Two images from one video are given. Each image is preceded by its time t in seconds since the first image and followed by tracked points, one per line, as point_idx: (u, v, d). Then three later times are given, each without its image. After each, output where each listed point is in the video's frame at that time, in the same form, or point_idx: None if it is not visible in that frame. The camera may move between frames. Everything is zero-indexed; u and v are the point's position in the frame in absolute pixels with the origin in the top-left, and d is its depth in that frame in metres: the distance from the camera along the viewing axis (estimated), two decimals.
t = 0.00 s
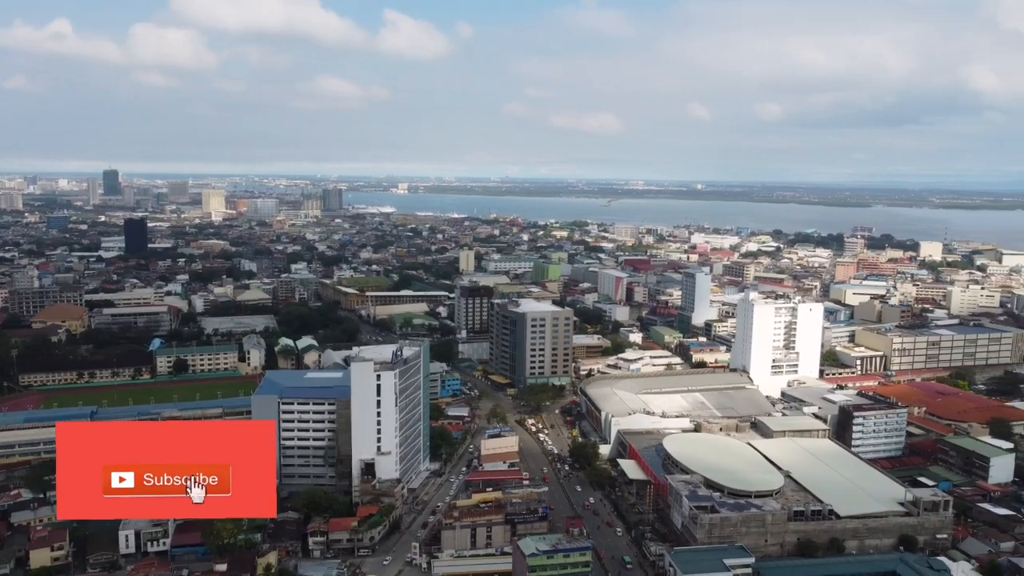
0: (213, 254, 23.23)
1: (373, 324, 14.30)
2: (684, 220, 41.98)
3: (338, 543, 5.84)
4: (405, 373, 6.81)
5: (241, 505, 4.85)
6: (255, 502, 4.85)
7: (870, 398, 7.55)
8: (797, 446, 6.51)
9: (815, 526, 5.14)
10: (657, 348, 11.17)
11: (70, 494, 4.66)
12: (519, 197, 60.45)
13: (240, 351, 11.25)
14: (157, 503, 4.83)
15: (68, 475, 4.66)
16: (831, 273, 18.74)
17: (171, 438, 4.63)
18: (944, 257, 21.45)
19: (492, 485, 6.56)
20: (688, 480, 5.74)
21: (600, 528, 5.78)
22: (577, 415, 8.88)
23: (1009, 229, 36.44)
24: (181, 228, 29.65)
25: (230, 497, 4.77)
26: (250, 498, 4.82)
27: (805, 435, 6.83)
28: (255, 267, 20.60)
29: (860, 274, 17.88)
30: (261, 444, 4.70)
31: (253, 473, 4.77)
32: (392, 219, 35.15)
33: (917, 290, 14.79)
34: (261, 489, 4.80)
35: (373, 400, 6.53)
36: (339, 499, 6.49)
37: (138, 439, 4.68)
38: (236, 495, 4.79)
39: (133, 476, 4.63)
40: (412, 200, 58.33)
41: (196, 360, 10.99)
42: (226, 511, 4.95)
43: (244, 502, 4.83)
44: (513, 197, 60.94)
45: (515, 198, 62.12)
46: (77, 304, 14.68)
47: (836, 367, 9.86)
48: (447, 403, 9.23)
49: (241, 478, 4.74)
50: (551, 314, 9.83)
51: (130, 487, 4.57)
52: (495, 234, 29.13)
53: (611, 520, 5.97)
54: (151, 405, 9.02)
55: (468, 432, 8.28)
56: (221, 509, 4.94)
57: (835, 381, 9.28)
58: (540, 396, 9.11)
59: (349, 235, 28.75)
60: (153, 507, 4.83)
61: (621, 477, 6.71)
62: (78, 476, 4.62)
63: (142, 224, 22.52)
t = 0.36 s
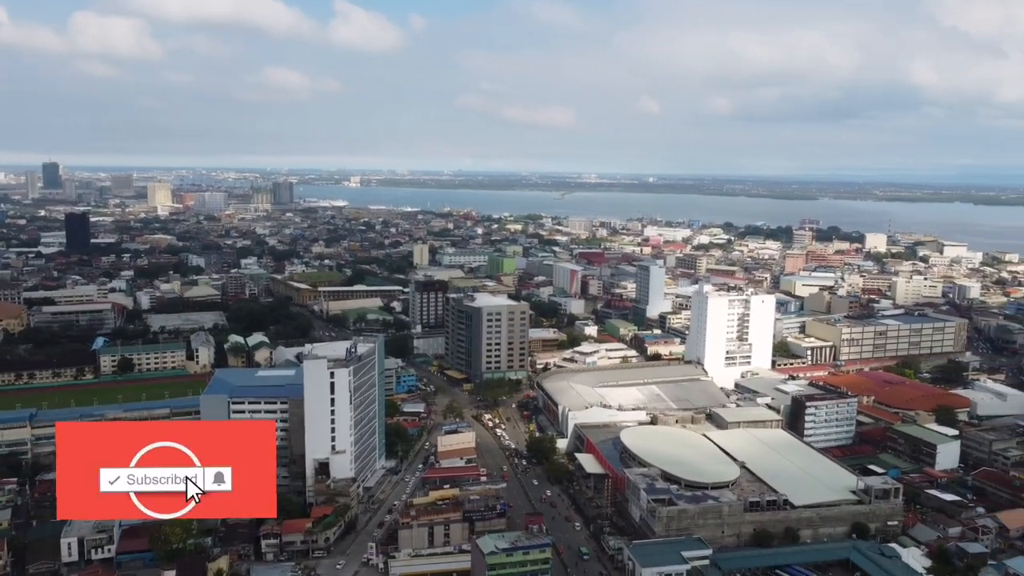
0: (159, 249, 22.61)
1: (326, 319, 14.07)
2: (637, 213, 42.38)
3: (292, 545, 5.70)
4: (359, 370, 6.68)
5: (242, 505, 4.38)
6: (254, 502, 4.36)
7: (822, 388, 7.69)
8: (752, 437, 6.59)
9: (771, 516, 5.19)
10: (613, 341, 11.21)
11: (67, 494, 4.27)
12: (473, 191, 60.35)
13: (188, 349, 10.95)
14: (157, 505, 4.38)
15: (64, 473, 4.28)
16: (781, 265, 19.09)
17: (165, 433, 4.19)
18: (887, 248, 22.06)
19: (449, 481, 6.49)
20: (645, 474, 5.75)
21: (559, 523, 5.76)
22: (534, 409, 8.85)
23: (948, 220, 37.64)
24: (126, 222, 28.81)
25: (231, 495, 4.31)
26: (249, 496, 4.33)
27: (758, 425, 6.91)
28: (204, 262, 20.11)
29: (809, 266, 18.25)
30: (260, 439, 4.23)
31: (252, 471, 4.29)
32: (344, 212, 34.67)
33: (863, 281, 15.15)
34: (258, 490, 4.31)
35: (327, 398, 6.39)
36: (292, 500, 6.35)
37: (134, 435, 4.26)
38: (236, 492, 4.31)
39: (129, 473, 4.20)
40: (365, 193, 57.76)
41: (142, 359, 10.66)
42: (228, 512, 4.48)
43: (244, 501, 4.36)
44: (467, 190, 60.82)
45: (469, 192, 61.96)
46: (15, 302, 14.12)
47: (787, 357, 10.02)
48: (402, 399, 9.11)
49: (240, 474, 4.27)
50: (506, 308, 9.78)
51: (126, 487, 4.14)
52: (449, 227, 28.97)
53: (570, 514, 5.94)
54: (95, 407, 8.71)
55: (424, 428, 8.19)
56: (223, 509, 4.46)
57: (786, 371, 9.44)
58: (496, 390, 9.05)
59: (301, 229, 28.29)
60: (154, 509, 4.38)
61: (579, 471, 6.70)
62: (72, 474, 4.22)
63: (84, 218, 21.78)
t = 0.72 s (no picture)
0: (107, 244, 21.97)
1: (282, 315, 13.82)
2: (595, 206, 42.57)
3: (249, 548, 5.57)
4: (317, 368, 6.56)
5: (244, 505, 4.01)
6: (259, 503, 3.99)
7: (779, 379, 7.79)
8: (711, 429, 6.64)
9: (732, 508, 5.23)
10: (573, 335, 11.23)
11: (66, 492, 3.90)
12: (431, 185, 59.99)
13: (139, 348, 10.66)
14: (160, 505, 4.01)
15: (62, 473, 3.90)
16: (737, 257, 19.33)
17: (168, 430, 3.82)
18: (839, 240, 22.51)
19: (410, 479, 6.41)
20: (608, 468, 5.75)
21: (521, 520, 5.72)
22: (495, 404, 8.81)
23: (895, 213, 38.59)
24: (72, 217, 27.92)
25: (232, 496, 3.94)
26: (252, 497, 3.95)
27: (718, 417, 6.98)
28: (155, 258, 19.59)
29: (765, 258, 18.53)
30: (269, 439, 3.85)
31: (259, 471, 3.90)
32: (299, 206, 34.10)
33: (817, 273, 15.42)
34: (263, 490, 3.93)
35: (283, 397, 6.26)
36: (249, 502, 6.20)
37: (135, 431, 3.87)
38: (239, 492, 3.93)
39: (129, 472, 3.81)
40: (320, 186, 56.96)
41: (90, 359, 10.34)
42: (229, 511, 4.12)
43: (248, 502, 3.99)
44: (425, 185, 60.44)
45: (427, 185, 61.54)
46: None
47: (744, 349, 10.15)
48: (361, 395, 8.99)
49: (246, 474, 3.88)
50: (466, 302, 9.71)
51: (126, 487, 3.77)
52: (407, 221, 28.74)
53: (532, 510, 5.91)
54: (40, 408, 8.42)
55: (383, 425, 8.09)
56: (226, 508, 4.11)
57: (744, 363, 9.56)
58: (457, 385, 8.99)
59: (255, 223, 27.76)
60: (154, 508, 4.01)
61: (540, 466, 6.68)
62: (69, 472, 3.84)
63: (28, 212, 21.02)
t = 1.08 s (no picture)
0: (48, 239, 21.21)
1: (233, 311, 13.52)
2: (549, 198, 42.64)
3: (200, 552, 5.41)
4: (269, 366, 6.41)
5: (247, 506, 3.84)
6: (259, 504, 3.83)
7: (733, 370, 7.89)
8: (668, 420, 6.69)
9: (690, 499, 5.26)
10: (530, 328, 11.21)
11: (64, 491, 3.76)
12: (384, 178, 59.37)
13: (83, 346, 10.31)
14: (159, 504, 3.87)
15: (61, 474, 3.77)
16: (690, 248, 19.55)
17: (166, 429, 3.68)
18: (789, 232, 22.94)
19: (366, 476, 6.30)
20: (567, 461, 5.73)
21: (481, 516, 5.68)
22: (452, 398, 8.75)
23: (842, 204, 39.49)
24: (10, 211, 26.89)
25: (234, 497, 3.77)
26: (251, 500, 3.79)
27: (674, 409, 7.03)
28: (98, 253, 18.97)
29: (718, 250, 18.76)
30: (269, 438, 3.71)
31: (261, 470, 3.75)
32: (250, 199, 33.43)
33: (768, 264, 15.68)
34: (264, 489, 3.78)
35: (235, 396, 6.09)
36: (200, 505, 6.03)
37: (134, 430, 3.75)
38: (239, 493, 3.77)
39: (128, 471, 3.68)
40: (271, 179, 55.91)
41: (31, 358, 9.96)
42: (231, 513, 3.94)
43: (249, 502, 3.82)
44: (379, 178, 59.80)
45: (380, 177, 60.89)
46: None
47: (699, 339, 10.27)
48: (315, 392, 8.84)
49: (247, 475, 3.72)
50: (422, 296, 9.60)
51: (126, 487, 3.63)
52: (360, 214, 28.36)
53: (492, 506, 5.87)
54: None
55: (339, 422, 7.96)
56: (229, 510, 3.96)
57: (699, 353, 9.65)
58: (413, 380, 8.90)
59: (204, 217, 27.07)
60: (153, 509, 3.86)
61: (499, 461, 6.65)
62: (68, 472, 3.70)
63: None
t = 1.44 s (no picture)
0: None
1: (181, 308, 13.17)
2: (504, 191, 42.60)
3: (150, 559, 5.24)
4: (220, 366, 6.22)
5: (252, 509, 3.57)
6: (266, 506, 3.53)
7: (688, 362, 7.96)
8: (625, 414, 6.71)
9: (648, 492, 5.28)
10: (487, 322, 11.16)
11: (65, 491, 3.52)
12: (337, 171, 58.59)
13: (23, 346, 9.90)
14: (166, 505, 3.61)
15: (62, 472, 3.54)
16: (644, 241, 19.72)
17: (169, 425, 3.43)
18: (739, 224, 23.32)
19: (322, 476, 6.17)
20: (525, 457, 5.70)
21: (440, 514, 5.61)
22: (408, 395, 8.65)
23: (790, 197, 40.34)
24: None
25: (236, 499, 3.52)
26: (253, 502, 3.49)
27: (631, 402, 7.06)
28: (38, 249, 18.30)
29: (671, 243, 18.97)
30: (269, 438, 3.38)
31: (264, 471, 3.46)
32: (197, 193, 32.66)
33: (721, 256, 15.89)
34: (269, 491, 3.48)
35: (185, 397, 5.90)
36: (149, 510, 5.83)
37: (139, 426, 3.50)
38: (242, 495, 3.48)
39: (129, 470, 3.43)
40: (220, 172, 54.71)
41: None
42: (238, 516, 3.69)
43: (253, 504, 3.53)
44: (331, 171, 58.99)
45: (332, 171, 60.11)
46: None
47: (654, 332, 10.35)
48: (268, 391, 8.65)
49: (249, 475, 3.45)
50: (377, 292, 9.46)
51: (125, 488, 3.39)
52: (312, 208, 27.93)
53: (451, 504, 5.81)
54: None
55: (293, 421, 7.80)
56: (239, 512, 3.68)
57: (655, 346, 9.72)
58: (369, 377, 8.78)
59: (150, 211, 26.33)
60: (157, 512, 3.60)
61: (456, 458, 6.59)
62: (66, 471, 3.47)
63: None
